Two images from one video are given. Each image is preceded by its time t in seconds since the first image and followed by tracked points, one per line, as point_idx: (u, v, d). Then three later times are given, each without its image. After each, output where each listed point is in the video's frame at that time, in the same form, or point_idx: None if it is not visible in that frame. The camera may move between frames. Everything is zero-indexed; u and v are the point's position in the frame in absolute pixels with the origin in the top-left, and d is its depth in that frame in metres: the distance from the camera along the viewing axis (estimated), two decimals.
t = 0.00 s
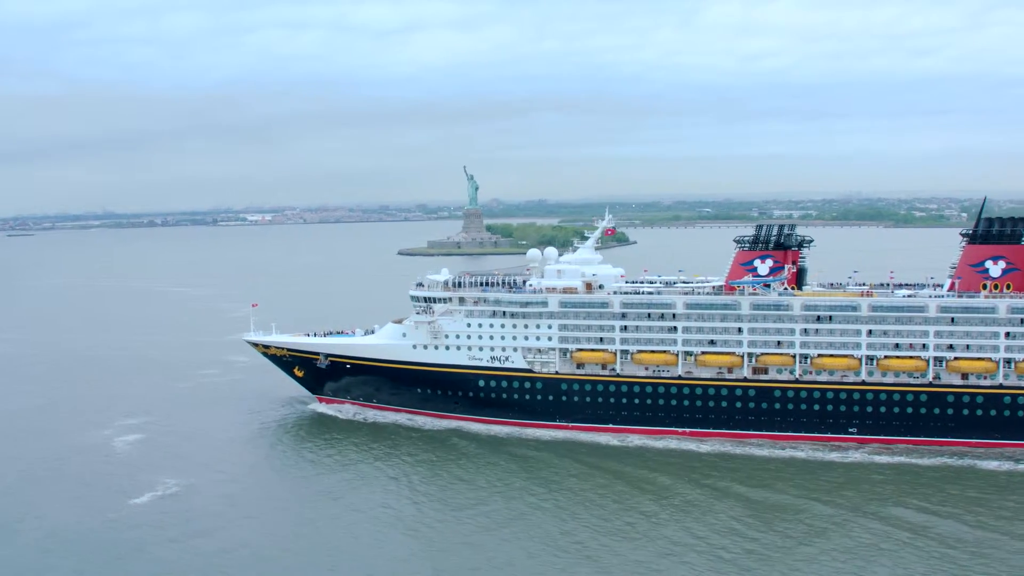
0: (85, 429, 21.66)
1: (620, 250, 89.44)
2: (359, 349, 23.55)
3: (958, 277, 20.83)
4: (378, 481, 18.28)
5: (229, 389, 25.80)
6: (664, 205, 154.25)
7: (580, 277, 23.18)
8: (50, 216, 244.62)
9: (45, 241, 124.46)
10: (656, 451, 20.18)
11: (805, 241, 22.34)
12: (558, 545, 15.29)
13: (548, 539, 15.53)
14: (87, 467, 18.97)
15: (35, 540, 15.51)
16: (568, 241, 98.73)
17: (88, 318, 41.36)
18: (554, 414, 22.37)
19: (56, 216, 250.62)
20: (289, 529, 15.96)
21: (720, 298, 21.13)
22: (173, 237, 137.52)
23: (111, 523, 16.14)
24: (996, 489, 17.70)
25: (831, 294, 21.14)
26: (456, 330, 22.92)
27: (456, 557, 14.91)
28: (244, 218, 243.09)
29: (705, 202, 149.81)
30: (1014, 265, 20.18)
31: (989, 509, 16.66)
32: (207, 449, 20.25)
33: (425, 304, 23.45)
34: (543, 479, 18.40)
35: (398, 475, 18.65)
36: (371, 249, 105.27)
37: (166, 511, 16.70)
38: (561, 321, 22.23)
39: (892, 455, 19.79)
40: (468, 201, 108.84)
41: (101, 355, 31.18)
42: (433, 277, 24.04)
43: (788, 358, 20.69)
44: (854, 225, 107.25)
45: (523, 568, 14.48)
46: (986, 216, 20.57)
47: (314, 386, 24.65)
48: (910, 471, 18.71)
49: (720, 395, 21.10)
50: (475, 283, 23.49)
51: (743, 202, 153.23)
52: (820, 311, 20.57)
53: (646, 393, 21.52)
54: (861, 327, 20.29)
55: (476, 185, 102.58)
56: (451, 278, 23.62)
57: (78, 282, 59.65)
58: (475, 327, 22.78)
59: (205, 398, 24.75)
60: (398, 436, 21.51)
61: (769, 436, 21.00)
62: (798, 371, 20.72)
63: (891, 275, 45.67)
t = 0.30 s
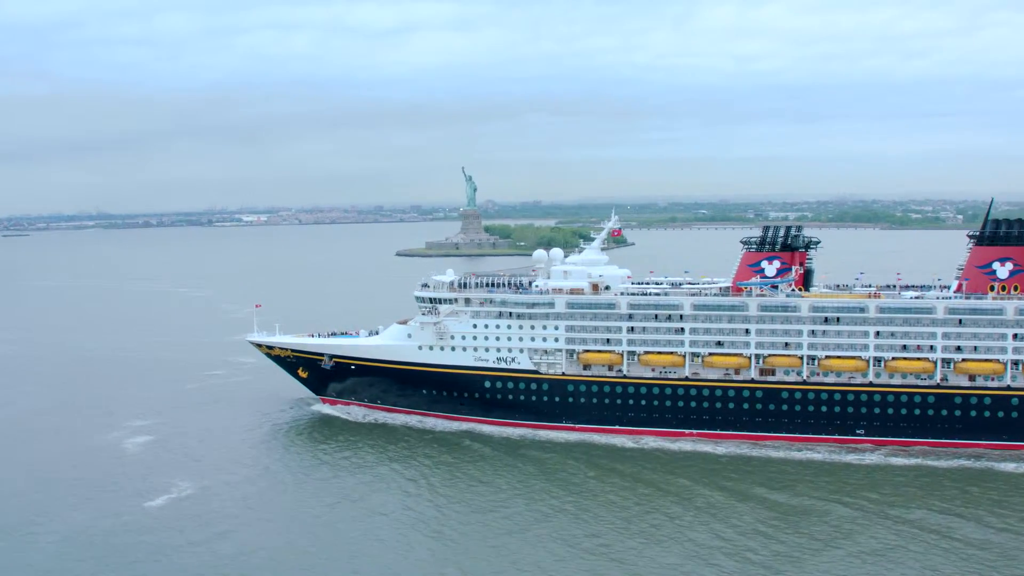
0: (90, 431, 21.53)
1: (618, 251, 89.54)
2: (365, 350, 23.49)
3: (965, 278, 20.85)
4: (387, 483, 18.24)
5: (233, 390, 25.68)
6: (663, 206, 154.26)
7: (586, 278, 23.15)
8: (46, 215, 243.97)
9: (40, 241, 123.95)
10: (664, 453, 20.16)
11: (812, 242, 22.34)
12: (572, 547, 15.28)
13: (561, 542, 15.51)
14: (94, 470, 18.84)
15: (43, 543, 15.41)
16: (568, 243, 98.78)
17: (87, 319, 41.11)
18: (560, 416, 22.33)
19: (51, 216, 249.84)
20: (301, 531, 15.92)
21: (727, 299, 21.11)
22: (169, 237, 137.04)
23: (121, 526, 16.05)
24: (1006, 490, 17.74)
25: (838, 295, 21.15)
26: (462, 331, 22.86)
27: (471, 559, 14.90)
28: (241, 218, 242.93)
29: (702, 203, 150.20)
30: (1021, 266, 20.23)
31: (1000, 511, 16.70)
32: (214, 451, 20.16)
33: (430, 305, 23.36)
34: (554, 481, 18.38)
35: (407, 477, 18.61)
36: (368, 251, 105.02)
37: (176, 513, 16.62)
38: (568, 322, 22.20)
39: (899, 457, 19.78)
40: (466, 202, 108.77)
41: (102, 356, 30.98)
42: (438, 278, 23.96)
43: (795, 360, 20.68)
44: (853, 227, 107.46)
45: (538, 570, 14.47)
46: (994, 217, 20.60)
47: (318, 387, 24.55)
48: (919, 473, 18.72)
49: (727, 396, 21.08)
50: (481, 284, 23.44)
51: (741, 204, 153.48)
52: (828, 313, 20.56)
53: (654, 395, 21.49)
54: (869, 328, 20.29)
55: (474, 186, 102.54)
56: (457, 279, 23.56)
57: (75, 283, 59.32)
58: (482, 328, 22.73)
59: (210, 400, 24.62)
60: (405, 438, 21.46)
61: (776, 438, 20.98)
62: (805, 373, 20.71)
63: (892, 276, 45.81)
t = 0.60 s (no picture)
0: (94, 433, 21.43)
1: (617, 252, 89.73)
2: (369, 351, 23.43)
3: (973, 279, 20.87)
4: (395, 485, 18.20)
5: (237, 391, 25.60)
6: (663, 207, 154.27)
7: (593, 279, 23.10)
8: (41, 216, 243.40)
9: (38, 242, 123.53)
10: (671, 455, 20.15)
11: (819, 243, 22.35)
12: (582, 549, 15.26)
13: (570, 544, 15.48)
14: (99, 472, 18.76)
15: (50, 547, 15.32)
16: (568, 244, 98.75)
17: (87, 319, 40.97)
18: (567, 417, 22.29)
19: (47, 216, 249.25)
20: (309, 532, 15.88)
21: (735, 300, 21.09)
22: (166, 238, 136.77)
23: (129, 529, 15.99)
24: (1014, 492, 17.76)
25: (846, 296, 21.16)
26: (468, 332, 22.79)
27: (480, 561, 14.86)
28: (236, 218, 242.68)
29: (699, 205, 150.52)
30: None
31: (1009, 513, 16.72)
32: (220, 452, 20.09)
33: (436, 305, 23.28)
34: (562, 483, 18.35)
35: (414, 479, 18.56)
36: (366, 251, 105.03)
37: (183, 515, 16.56)
38: (575, 323, 22.17)
39: (907, 458, 19.79)
40: (466, 203, 108.67)
41: (104, 357, 30.86)
42: (443, 279, 23.89)
43: (803, 361, 20.67)
44: (852, 228, 107.58)
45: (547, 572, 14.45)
46: (1001, 218, 20.58)
47: (323, 388, 24.48)
48: (927, 474, 18.73)
49: (734, 397, 21.07)
50: (487, 285, 23.38)
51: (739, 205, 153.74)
52: (836, 314, 20.55)
53: (661, 396, 21.47)
54: (877, 329, 20.29)
55: (472, 186, 102.70)
56: (462, 280, 23.51)
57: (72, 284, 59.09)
58: (488, 329, 22.67)
59: (214, 401, 24.53)
60: (411, 439, 21.40)
61: (783, 440, 20.97)
62: (813, 375, 20.69)
63: (892, 279, 46.02)
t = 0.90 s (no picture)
0: (100, 434, 21.33)
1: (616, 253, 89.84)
2: (375, 351, 23.36)
3: (980, 281, 20.89)
4: (405, 486, 18.16)
5: (241, 392, 25.51)
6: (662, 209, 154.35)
7: (599, 279, 23.07)
8: (37, 215, 243.00)
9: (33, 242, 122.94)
10: (679, 456, 20.12)
11: (826, 244, 22.35)
12: (594, 550, 15.24)
13: (582, 545, 15.47)
14: (107, 473, 18.68)
15: (61, 549, 15.25)
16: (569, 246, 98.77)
17: (86, 320, 40.80)
18: (573, 418, 22.25)
19: (44, 216, 248.87)
20: (321, 534, 15.85)
21: (742, 301, 21.06)
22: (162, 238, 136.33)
23: (139, 531, 15.92)
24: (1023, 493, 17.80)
25: (853, 297, 21.15)
26: (474, 332, 22.72)
27: (493, 562, 14.84)
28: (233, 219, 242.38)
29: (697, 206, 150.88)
30: None
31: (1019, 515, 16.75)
32: (227, 453, 20.01)
33: (442, 306, 23.21)
34: (572, 484, 18.33)
35: (424, 480, 18.53)
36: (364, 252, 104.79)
37: (193, 517, 16.51)
38: (582, 324, 22.13)
39: (915, 459, 19.79)
40: (464, 204, 108.60)
41: (106, 357, 30.73)
42: (449, 279, 23.83)
43: (811, 362, 20.66)
44: (851, 230, 107.75)
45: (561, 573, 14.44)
46: (1008, 220, 20.61)
47: (327, 388, 24.39)
48: (935, 476, 18.74)
49: (742, 398, 21.04)
50: (494, 286, 23.33)
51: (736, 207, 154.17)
52: (844, 315, 20.54)
53: (668, 397, 21.43)
54: (885, 330, 20.29)
55: (471, 187, 102.66)
56: (469, 280, 23.46)
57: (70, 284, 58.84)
58: (494, 329, 22.61)
59: (219, 402, 24.45)
60: (419, 440, 21.35)
61: (791, 441, 20.95)
62: (821, 376, 20.68)
63: (892, 280, 46.21)
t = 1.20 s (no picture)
0: (105, 436, 21.22)
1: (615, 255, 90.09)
2: (381, 351, 23.27)
3: (988, 282, 20.91)
4: (414, 487, 18.11)
5: (246, 393, 25.41)
6: (660, 211, 154.39)
7: (607, 280, 23.05)
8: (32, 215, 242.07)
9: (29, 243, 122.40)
10: (687, 458, 20.10)
11: (834, 245, 22.35)
12: (606, 552, 15.24)
13: (594, 546, 15.47)
14: (114, 475, 18.59)
15: (71, 551, 15.17)
16: (568, 248, 98.54)
17: (86, 321, 40.64)
18: (580, 419, 22.20)
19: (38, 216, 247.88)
20: (331, 535, 15.81)
21: (750, 301, 21.06)
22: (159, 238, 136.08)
23: (148, 532, 15.86)
24: None
25: (862, 297, 21.16)
26: (481, 333, 22.65)
27: (506, 564, 14.82)
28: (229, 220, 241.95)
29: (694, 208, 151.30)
30: None
31: None
32: (234, 454, 19.93)
33: (449, 306, 23.14)
34: (581, 485, 18.31)
35: (432, 481, 18.49)
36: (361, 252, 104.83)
37: (203, 518, 16.45)
38: (589, 324, 22.09)
39: (923, 460, 19.79)
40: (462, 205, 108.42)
41: (108, 358, 30.60)
42: (456, 279, 23.77)
43: (819, 363, 20.65)
44: (850, 232, 107.96)
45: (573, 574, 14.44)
46: (1017, 221, 20.65)
47: (332, 389, 24.31)
48: (944, 477, 18.76)
49: (749, 399, 21.02)
50: (501, 286, 23.29)
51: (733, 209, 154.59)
52: (852, 316, 20.54)
53: (675, 397, 21.41)
54: (893, 331, 20.30)
55: (469, 188, 102.81)
56: (475, 280, 23.42)
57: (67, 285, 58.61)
58: (501, 329, 22.56)
59: (224, 402, 24.35)
60: (426, 440, 21.29)
61: (799, 442, 20.94)
62: (829, 377, 20.66)
63: (895, 282, 46.58)
